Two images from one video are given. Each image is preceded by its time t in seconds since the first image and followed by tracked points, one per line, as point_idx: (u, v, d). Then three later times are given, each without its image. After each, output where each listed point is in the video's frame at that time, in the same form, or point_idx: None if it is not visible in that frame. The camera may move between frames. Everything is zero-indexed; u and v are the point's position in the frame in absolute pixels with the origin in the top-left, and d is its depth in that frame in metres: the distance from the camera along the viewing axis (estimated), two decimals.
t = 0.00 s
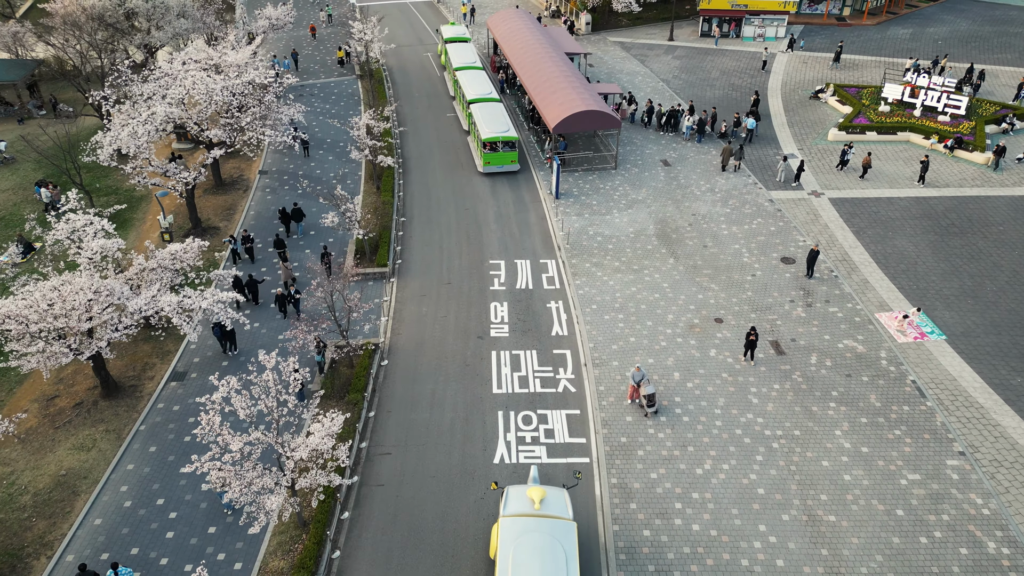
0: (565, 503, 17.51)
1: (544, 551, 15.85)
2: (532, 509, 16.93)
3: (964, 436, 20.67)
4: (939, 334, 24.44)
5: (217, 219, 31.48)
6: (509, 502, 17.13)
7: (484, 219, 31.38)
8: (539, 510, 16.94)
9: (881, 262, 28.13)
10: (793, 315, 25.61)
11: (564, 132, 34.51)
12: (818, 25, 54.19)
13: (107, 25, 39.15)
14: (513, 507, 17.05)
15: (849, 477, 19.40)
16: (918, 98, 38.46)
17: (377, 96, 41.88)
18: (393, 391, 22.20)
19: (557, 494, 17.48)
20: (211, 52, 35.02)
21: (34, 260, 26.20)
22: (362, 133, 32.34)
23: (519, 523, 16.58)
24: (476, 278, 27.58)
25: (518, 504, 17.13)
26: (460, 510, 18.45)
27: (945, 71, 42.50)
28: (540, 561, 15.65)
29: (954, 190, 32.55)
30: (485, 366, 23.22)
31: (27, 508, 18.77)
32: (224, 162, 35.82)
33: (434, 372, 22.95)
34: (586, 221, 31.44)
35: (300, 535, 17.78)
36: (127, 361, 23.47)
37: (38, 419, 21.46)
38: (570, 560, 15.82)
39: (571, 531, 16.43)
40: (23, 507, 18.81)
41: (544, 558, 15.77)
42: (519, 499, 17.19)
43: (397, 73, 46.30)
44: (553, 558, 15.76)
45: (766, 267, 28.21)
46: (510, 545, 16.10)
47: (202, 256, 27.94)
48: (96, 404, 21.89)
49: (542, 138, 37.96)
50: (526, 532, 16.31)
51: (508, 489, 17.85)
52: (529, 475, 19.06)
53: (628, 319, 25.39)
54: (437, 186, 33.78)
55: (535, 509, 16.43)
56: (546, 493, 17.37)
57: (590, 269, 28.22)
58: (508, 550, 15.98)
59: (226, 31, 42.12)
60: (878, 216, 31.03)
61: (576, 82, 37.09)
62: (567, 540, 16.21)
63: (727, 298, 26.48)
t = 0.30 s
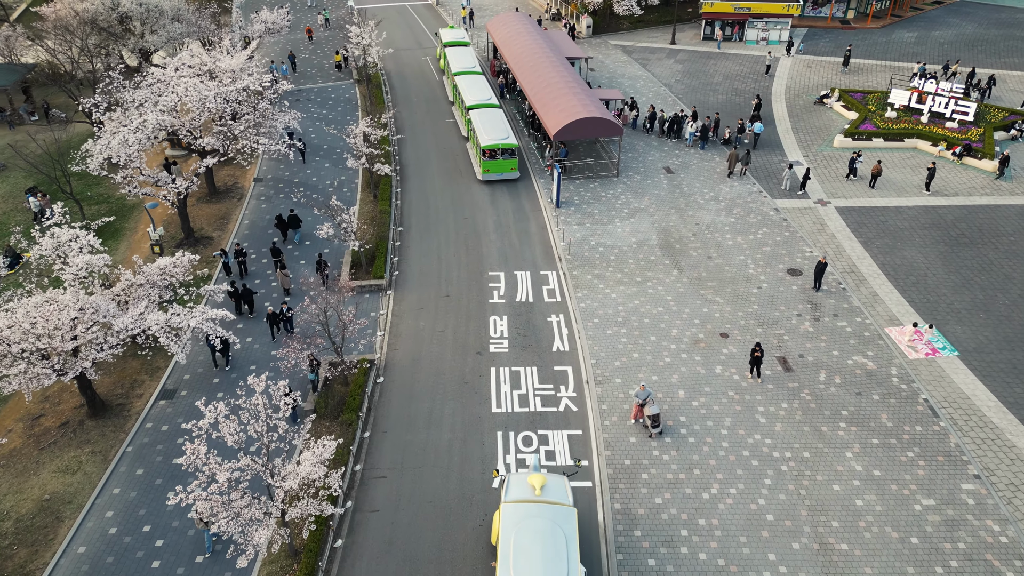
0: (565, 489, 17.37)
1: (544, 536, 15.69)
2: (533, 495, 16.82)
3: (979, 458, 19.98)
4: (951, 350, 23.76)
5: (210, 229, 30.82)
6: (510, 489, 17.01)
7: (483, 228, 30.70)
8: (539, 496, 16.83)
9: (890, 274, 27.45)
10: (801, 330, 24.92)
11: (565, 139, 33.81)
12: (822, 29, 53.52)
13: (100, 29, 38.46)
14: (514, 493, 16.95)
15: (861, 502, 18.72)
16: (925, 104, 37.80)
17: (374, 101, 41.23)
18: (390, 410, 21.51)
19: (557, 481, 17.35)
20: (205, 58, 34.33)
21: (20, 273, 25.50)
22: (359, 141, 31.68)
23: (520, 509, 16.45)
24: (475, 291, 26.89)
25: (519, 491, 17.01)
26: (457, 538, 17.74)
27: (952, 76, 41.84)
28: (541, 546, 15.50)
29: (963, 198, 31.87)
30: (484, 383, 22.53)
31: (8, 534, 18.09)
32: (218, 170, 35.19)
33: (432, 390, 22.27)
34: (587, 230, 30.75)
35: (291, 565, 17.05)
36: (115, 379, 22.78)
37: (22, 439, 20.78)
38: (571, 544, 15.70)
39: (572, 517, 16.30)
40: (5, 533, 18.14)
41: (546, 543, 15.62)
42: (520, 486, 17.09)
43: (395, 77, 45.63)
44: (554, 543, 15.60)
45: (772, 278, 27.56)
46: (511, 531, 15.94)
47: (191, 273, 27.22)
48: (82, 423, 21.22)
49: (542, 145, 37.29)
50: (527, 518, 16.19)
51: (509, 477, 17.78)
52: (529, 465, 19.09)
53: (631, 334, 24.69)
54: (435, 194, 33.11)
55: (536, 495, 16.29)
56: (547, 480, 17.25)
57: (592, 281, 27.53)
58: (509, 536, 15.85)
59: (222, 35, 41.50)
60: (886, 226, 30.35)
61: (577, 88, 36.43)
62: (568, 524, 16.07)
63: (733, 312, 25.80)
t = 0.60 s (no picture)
0: (565, 478, 17.72)
1: (545, 524, 15.98)
2: (533, 483, 17.15)
3: (995, 482, 19.29)
4: (964, 367, 23.07)
5: (203, 239, 30.14)
6: (511, 477, 17.31)
7: (482, 238, 30.03)
8: (539, 484, 17.14)
9: (899, 287, 26.78)
10: (809, 346, 24.23)
11: (566, 146, 33.13)
12: (826, 32, 52.86)
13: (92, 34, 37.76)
14: (515, 482, 17.30)
15: (873, 530, 18.03)
16: (932, 110, 37.13)
17: (372, 106, 40.55)
18: (385, 431, 20.82)
19: (557, 469, 17.66)
20: (198, 64, 33.62)
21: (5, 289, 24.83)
22: (355, 149, 30.96)
23: (521, 497, 16.77)
24: (474, 304, 26.18)
25: (520, 479, 17.32)
26: (455, 568, 17.04)
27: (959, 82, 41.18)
28: (541, 532, 15.80)
29: (973, 208, 31.19)
30: (483, 402, 21.83)
31: None
32: (212, 178, 34.50)
33: (429, 410, 21.59)
34: (589, 240, 30.09)
35: None
36: (102, 398, 22.08)
37: (5, 462, 20.10)
38: (570, 532, 15.99)
39: (572, 504, 16.61)
40: None
41: (546, 530, 15.91)
42: (520, 474, 17.40)
43: (393, 82, 44.96)
44: (554, 530, 15.90)
45: (778, 291, 26.91)
46: (512, 519, 16.24)
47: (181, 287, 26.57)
48: (68, 445, 20.53)
49: (543, 152, 36.61)
50: (527, 505, 16.50)
51: (510, 467, 18.12)
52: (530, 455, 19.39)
53: (634, 350, 23.98)
54: (433, 203, 32.42)
55: (537, 483, 16.61)
56: (547, 469, 17.56)
57: (594, 294, 26.84)
58: (510, 523, 16.14)
59: (217, 40, 40.86)
60: (894, 236, 29.68)
61: (578, 94, 35.79)
62: (568, 512, 16.38)
63: (739, 327, 25.11)
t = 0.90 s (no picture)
0: (565, 469, 17.97)
1: (546, 511, 16.25)
2: (535, 473, 17.45)
3: (1013, 508, 18.59)
4: (978, 385, 22.39)
5: (195, 249, 29.45)
6: (512, 467, 17.64)
7: (481, 249, 29.36)
8: (540, 474, 17.45)
9: (909, 300, 26.11)
10: (817, 362, 23.53)
11: (567, 154, 32.46)
12: (830, 36, 52.21)
13: (85, 38, 37.17)
14: (516, 471, 17.61)
15: (887, 559, 17.34)
16: (940, 117, 36.48)
17: (370, 112, 39.88)
18: (381, 454, 20.14)
19: (557, 460, 17.98)
20: (191, 69, 32.99)
21: None
22: (351, 157, 30.29)
23: (522, 485, 17.05)
24: (473, 318, 25.48)
25: (521, 469, 17.64)
26: None
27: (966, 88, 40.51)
28: (542, 519, 16.05)
29: (983, 217, 30.52)
30: (482, 423, 21.13)
31: None
32: (205, 187, 33.81)
33: (426, 431, 20.91)
34: (590, 251, 29.42)
35: None
36: (89, 417, 21.40)
37: None
38: (571, 519, 16.24)
39: (572, 493, 16.86)
40: None
41: (546, 517, 16.16)
42: (521, 464, 17.74)
43: (392, 87, 44.30)
44: (555, 517, 16.16)
45: (784, 304, 26.26)
46: (514, 507, 16.51)
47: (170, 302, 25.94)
48: (52, 468, 19.83)
49: (543, 159, 35.94)
50: (528, 494, 16.77)
51: (511, 457, 18.41)
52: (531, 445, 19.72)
53: (637, 366, 23.29)
54: (431, 212, 31.78)
55: (537, 471, 16.93)
56: (547, 459, 17.88)
57: (596, 307, 26.16)
58: (511, 512, 16.39)
59: (213, 44, 40.23)
60: (903, 247, 29.00)
61: (579, 100, 35.13)
62: (568, 499, 16.65)
63: (746, 342, 24.41)
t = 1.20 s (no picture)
0: (566, 460, 18.19)
1: (547, 501, 16.46)
2: (536, 463, 17.63)
3: None
4: (992, 404, 21.70)
5: (188, 260, 28.78)
6: (514, 457, 17.82)
7: (481, 260, 28.65)
8: (541, 465, 17.62)
9: (920, 314, 25.43)
10: (826, 379, 22.84)
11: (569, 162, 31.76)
12: (834, 39, 51.54)
13: (78, 42, 36.56)
14: (518, 463, 17.81)
15: None
16: (948, 123, 35.83)
17: (367, 118, 39.22)
18: (376, 478, 19.44)
19: (558, 451, 18.19)
20: (185, 75, 32.35)
21: None
22: (348, 166, 29.63)
23: (523, 476, 17.27)
24: (472, 333, 24.74)
25: (523, 460, 17.84)
26: None
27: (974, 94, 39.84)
28: (542, 509, 16.28)
29: (995, 228, 29.83)
30: (482, 444, 20.39)
31: None
32: (199, 196, 33.13)
33: (423, 453, 20.18)
34: (592, 261, 28.74)
35: None
36: (75, 438, 20.72)
37: None
38: (571, 508, 16.46)
39: (572, 484, 17.09)
40: None
41: (546, 507, 16.40)
42: (522, 455, 17.92)
43: (390, 92, 43.61)
44: (556, 507, 16.37)
45: (792, 318, 25.59)
46: (515, 496, 16.71)
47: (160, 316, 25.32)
48: (35, 492, 19.15)
49: (544, 167, 35.25)
50: (529, 484, 16.99)
51: (513, 449, 18.62)
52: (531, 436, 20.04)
53: (641, 384, 22.56)
54: (430, 221, 31.11)
55: (539, 462, 17.12)
56: (548, 449, 18.07)
57: (598, 321, 25.47)
58: (513, 501, 16.59)
59: (208, 49, 39.58)
60: (912, 259, 28.32)
61: (580, 106, 34.46)
62: (568, 491, 16.87)
63: (752, 358, 23.72)
